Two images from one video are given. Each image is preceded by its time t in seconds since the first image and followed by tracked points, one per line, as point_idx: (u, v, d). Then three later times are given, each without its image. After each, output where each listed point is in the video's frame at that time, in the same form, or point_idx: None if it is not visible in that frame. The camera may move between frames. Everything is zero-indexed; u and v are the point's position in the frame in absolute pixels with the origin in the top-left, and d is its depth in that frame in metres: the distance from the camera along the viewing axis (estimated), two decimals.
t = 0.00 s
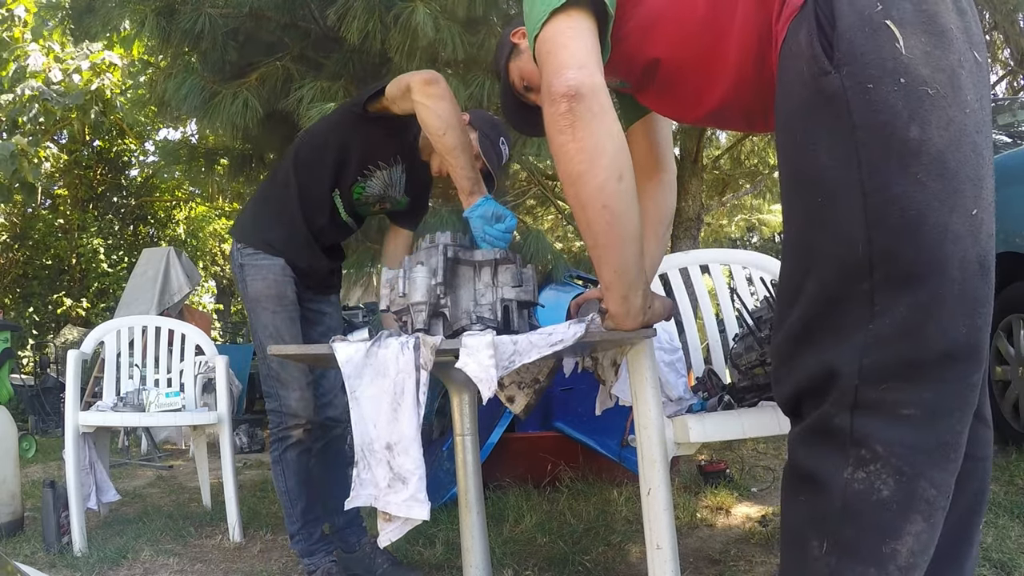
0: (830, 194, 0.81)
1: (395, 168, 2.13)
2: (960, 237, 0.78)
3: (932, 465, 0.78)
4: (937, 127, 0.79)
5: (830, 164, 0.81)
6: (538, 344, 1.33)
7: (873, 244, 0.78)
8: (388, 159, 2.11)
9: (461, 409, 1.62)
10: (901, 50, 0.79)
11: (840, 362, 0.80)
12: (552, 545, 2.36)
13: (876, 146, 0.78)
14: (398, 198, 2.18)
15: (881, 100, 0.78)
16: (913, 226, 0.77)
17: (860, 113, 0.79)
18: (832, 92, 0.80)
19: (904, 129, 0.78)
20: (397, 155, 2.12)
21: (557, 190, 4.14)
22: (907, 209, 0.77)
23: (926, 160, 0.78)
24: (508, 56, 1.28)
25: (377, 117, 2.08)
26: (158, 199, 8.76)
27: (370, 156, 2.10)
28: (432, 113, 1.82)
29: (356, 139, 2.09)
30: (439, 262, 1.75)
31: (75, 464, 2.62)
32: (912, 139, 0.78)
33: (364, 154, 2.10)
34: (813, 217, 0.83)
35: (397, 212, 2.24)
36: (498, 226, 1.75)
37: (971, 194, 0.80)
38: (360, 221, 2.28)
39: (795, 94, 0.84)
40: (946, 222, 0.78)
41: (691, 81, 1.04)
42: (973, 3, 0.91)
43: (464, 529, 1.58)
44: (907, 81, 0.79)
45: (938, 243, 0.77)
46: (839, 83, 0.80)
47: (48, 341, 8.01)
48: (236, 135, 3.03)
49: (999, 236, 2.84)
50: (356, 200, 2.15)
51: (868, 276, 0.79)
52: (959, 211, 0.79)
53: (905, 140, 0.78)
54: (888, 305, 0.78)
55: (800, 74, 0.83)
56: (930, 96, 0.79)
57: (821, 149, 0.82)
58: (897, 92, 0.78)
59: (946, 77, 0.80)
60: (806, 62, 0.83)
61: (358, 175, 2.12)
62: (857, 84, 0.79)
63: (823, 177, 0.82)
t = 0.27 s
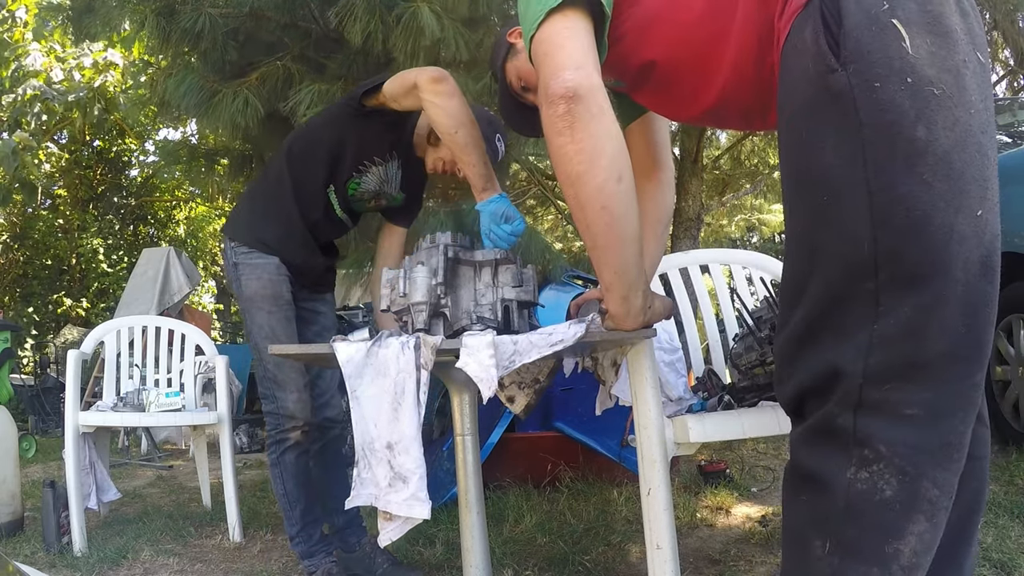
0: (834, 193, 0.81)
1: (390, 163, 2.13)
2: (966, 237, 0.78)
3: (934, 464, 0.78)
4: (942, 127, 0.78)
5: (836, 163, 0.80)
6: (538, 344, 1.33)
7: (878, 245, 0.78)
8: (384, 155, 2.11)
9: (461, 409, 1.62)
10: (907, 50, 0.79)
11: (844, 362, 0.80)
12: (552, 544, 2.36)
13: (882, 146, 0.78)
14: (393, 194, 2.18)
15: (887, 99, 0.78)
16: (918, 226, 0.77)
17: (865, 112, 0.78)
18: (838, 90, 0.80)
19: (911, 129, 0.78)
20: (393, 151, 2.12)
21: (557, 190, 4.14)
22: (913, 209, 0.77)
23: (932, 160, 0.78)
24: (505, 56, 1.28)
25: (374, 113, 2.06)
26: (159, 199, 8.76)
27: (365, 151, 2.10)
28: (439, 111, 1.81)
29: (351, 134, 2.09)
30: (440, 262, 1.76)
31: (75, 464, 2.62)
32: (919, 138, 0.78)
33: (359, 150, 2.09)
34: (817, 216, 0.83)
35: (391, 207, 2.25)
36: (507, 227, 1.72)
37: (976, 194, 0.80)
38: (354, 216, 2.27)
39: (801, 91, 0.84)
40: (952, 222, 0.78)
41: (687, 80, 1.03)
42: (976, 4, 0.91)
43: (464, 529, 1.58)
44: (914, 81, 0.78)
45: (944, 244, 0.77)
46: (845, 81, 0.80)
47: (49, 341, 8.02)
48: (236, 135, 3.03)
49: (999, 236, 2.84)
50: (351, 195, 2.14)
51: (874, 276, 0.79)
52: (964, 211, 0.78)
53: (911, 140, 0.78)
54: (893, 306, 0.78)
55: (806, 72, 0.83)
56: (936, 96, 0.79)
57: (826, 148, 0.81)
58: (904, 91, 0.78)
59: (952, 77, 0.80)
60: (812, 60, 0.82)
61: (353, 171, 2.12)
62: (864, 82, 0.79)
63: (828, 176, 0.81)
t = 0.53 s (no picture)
0: (834, 193, 0.81)
1: (386, 159, 2.12)
2: (966, 237, 0.78)
3: (934, 464, 0.78)
4: (942, 127, 0.78)
5: (835, 163, 0.80)
6: (538, 344, 1.33)
7: (878, 245, 0.78)
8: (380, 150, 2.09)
9: (461, 409, 1.62)
10: (906, 49, 0.79)
11: (844, 362, 0.80)
12: (552, 545, 2.36)
13: (882, 146, 0.78)
14: (389, 189, 2.17)
15: (887, 99, 0.78)
16: (918, 226, 0.77)
17: (866, 112, 0.78)
18: (838, 90, 0.80)
19: (910, 129, 0.78)
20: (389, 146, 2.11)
21: (557, 190, 4.14)
22: (913, 209, 0.77)
23: (932, 160, 0.78)
24: (503, 56, 1.28)
25: (370, 109, 2.04)
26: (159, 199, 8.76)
27: (360, 146, 2.08)
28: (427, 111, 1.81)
29: (347, 128, 2.07)
30: (440, 262, 1.76)
31: (75, 464, 2.62)
32: (919, 138, 0.78)
33: (354, 144, 2.08)
34: (817, 217, 0.83)
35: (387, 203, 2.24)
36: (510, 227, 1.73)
37: (976, 194, 0.80)
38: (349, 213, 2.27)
39: (800, 91, 0.84)
40: (952, 222, 0.78)
41: (684, 80, 1.04)
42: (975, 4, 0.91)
43: (464, 529, 1.58)
44: (913, 81, 0.78)
45: (943, 243, 0.77)
46: (844, 80, 0.80)
47: (49, 341, 8.02)
48: (236, 135, 3.03)
49: (1000, 236, 2.84)
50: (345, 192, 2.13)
51: (873, 276, 0.79)
52: (964, 211, 0.79)
53: (911, 139, 0.78)
54: (892, 306, 0.78)
55: (805, 72, 0.83)
56: (936, 95, 0.79)
57: (826, 147, 0.81)
58: (903, 91, 0.78)
59: (951, 77, 0.80)
60: (811, 60, 0.82)
61: (347, 166, 2.11)
62: (863, 82, 0.79)
63: (828, 176, 0.81)
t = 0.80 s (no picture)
0: (833, 193, 0.81)
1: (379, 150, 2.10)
2: (965, 237, 0.78)
3: (933, 463, 0.78)
4: (943, 126, 0.78)
5: (835, 163, 0.80)
6: (538, 344, 1.33)
7: (878, 245, 0.78)
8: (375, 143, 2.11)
9: (461, 409, 1.62)
10: (906, 50, 0.79)
11: (844, 362, 0.80)
12: (552, 545, 2.36)
13: (884, 146, 0.78)
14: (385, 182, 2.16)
15: (887, 99, 0.78)
16: (919, 226, 0.77)
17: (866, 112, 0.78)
18: (838, 91, 0.80)
19: (910, 129, 0.78)
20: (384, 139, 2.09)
21: (557, 190, 4.14)
22: (913, 209, 0.77)
23: (932, 161, 0.78)
24: (504, 56, 1.28)
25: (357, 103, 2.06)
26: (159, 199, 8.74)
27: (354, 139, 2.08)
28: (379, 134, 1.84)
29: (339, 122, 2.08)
30: (440, 262, 1.76)
31: (75, 464, 2.62)
32: (919, 138, 0.78)
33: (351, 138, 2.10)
34: (816, 217, 0.83)
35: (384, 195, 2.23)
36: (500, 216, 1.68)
37: (976, 194, 0.80)
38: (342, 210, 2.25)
39: (800, 92, 0.84)
40: (952, 223, 0.78)
41: (684, 81, 1.04)
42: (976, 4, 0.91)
43: (464, 529, 1.58)
44: (913, 81, 0.78)
45: (943, 243, 0.77)
46: (844, 81, 0.80)
47: (49, 341, 8.02)
48: (235, 135, 3.03)
49: (1000, 236, 2.84)
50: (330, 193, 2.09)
51: (873, 276, 0.79)
52: (964, 211, 0.79)
53: (911, 140, 0.78)
54: (892, 306, 0.78)
55: (806, 72, 0.83)
56: (937, 95, 0.79)
57: (827, 147, 0.81)
58: (903, 91, 0.78)
59: (951, 77, 0.80)
60: (811, 60, 0.82)
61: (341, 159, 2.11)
62: (863, 82, 0.79)
63: (828, 176, 0.81)
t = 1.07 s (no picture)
0: (833, 194, 0.81)
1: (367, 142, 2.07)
2: (965, 238, 0.78)
3: (932, 463, 0.79)
4: (944, 127, 0.78)
5: (836, 163, 0.80)
6: (538, 344, 1.33)
7: (878, 246, 0.78)
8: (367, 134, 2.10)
9: (461, 409, 1.62)
10: (907, 50, 0.79)
11: (843, 362, 0.80)
12: (552, 545, 2.36)
13: (884, 146, 0.78)
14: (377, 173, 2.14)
15: (888, 100, 0.78)
16: (920, 226, 0.77)
17: (867, 112, 0.78)
18: (838, 92, 0.80)
19: (911, 129, 0.78)
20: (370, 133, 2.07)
21: (557, 190, 4.13)
22: (913, 209, 0.77)
23: (932, 161, 0.78)
24: (504, 53, 1.26)
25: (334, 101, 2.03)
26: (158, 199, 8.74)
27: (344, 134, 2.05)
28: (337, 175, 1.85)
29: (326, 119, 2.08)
30: (440, 262, 1.76)
31: (75, 464, 2.62)
32: (919, 139, 0.78)
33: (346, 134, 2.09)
34: (816, 217, 0.83)
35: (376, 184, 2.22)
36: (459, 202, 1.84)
37: (976, 194, 0.80)
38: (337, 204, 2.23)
39: (800, 93, 0.83)
40: (952, 223, 0.78)
41: (684, 81, 1.04)
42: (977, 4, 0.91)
43: (464, 529, 1.58)
44: (914, 81, 0.78)
45: (943, 244, 0.77)
46: (845, 81, 0.79)
47: (49, 341, 8.02)
48: (235, 136, 3.03)
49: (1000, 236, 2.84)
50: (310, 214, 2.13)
51: (872, 277, 0.79)
52: (964, 211, 0.79)
53: (911, 140, 0.78)
54: (891, 306, 0.78)
55: (806, 73, 0.82)
56: (937, 96, 0.79)
57: (828, 147, 0.81)
58: (904, 92, 0.78)
59: (952, 77, 0.80)
60: (811, 60, 0.82)
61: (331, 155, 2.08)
62: (864, 83, 0.78)
63: (827, 176, 0.81)
